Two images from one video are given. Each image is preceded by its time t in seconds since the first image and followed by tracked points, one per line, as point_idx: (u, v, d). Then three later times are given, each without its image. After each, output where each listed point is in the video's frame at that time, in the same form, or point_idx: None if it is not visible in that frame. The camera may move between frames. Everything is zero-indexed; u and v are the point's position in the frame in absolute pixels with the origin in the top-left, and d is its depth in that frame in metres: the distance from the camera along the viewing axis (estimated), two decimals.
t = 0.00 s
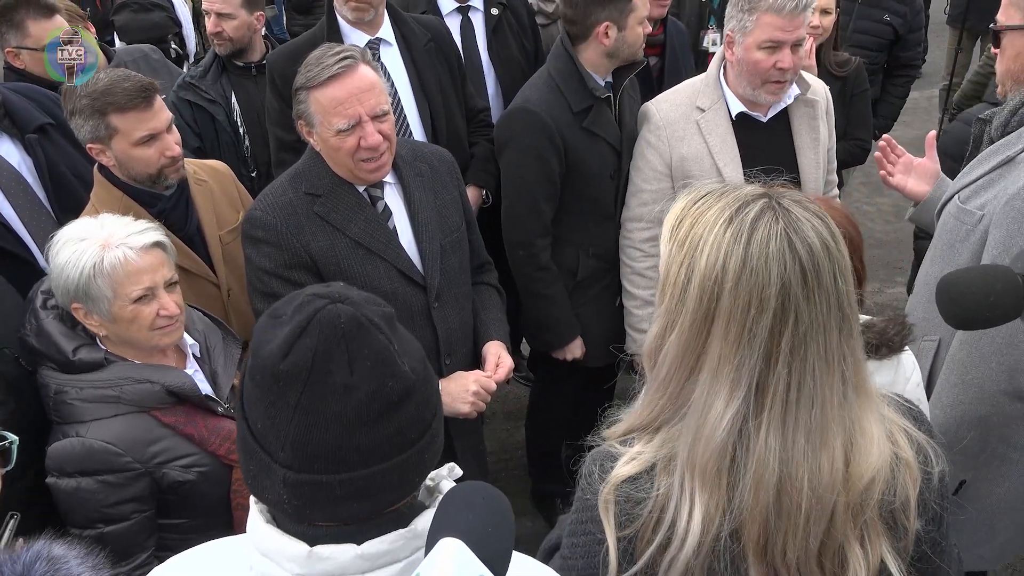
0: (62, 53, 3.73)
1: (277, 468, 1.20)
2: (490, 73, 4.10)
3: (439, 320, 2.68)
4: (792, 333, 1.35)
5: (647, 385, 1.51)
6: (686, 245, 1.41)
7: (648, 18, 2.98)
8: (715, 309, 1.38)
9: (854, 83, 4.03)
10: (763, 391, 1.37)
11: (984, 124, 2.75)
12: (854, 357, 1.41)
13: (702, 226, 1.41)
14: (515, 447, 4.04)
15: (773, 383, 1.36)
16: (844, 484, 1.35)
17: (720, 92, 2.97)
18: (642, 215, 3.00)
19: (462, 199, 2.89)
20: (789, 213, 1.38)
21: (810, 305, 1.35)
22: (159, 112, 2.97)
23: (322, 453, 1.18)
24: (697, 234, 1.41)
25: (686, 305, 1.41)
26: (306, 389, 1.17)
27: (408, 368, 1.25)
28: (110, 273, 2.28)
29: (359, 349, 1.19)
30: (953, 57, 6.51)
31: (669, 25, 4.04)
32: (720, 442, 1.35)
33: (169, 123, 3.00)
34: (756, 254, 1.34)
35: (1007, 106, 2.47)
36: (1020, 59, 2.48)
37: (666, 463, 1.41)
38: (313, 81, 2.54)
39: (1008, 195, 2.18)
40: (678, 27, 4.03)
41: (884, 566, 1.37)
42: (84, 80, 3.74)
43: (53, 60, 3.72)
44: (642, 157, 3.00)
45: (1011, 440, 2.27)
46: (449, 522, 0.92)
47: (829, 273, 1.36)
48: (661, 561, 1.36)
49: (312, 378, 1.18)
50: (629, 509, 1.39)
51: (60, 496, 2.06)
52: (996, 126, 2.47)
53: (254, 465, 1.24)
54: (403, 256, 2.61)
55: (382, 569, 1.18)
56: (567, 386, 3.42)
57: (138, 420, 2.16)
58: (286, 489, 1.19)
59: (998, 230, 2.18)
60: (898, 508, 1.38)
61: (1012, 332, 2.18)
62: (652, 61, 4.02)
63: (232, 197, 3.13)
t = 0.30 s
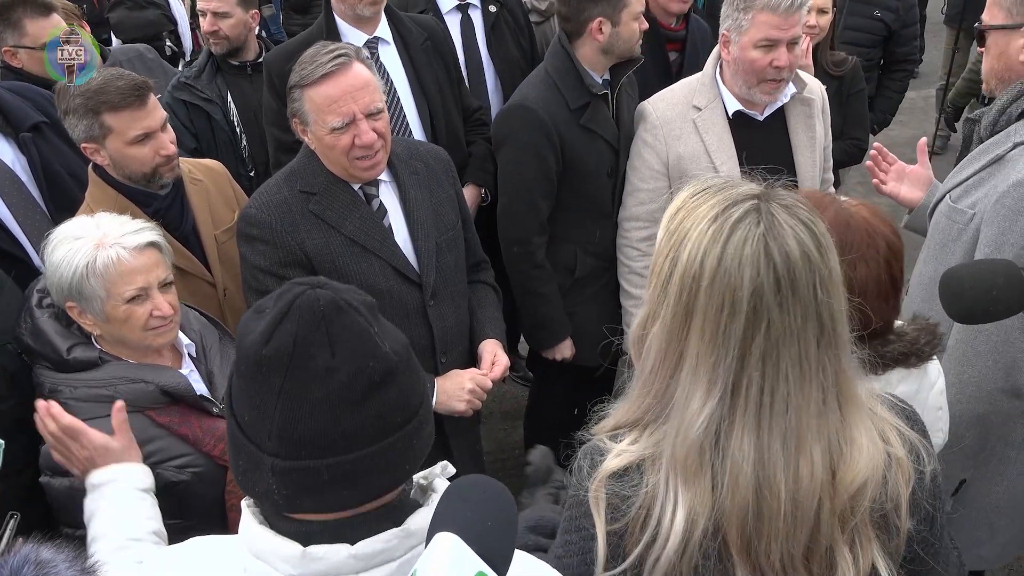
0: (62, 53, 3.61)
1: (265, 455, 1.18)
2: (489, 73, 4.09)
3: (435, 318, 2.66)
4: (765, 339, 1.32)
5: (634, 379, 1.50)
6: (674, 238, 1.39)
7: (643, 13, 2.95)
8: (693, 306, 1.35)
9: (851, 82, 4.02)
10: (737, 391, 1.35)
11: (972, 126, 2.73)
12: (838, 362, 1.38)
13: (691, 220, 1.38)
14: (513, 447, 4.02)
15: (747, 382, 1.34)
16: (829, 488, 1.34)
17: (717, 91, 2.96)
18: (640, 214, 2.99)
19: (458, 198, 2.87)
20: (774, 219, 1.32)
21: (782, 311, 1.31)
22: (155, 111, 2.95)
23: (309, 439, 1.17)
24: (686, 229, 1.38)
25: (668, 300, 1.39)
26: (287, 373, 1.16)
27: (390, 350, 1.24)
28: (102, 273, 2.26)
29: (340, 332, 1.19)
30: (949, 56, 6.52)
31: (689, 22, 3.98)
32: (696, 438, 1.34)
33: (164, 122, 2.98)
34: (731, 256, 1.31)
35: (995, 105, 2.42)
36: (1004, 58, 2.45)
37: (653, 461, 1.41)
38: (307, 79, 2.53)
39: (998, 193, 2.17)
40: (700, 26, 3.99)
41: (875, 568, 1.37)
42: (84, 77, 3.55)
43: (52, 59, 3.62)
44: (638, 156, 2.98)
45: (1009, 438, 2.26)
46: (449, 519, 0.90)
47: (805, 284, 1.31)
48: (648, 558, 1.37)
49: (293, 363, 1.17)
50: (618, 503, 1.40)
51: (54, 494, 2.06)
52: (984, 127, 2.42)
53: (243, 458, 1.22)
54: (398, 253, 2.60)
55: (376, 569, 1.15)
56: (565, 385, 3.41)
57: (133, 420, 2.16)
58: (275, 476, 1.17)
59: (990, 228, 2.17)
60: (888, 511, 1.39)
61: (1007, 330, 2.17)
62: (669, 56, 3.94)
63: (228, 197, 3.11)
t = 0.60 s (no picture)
0: (62, 53, 3.58)
1: (265, 445, 1.19)
2: (493, 73, 4.09)
3: (434, 317, 2.67)
4: (752, 328, 1.33)
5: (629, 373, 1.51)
6: (669, 233, 1.40)
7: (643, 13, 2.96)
8: (685, 296, 1.36)
9: (851, 84, 4.02)
10: (725, 379, 1.36)
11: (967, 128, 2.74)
12: (827, 360, 1.38)
13: (685, 216, 1.40)
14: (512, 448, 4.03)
15: (733, 372, 1.35)
16: (818, 485, 1.34)
17: (716, 92, 2.97)
18: (640, 215, 2.99)
19: (458, 198, 2.88)
20: (767, 212, 1.34)
21: (773, 304, 1.32)
22: (155, 111, 2.96)
23: (308, 427, 1.17)
24: (681, 223, 1.39)
25: (663, 292, 1.39)
26: (288, 361, 1.18)
27: (389, 340, 1.24)
28: (97, 271, 2.26)
29: (339, 320, 1.20)
30: (949, 59, 6.52)
31: (695, 24, 3.99)
32: (683, 429, 1.36)
33: (164, 121, 2.98)
34: (722, 250, 1.33)
35: (991, 107, 2.42)
36: (998, 61, 2.46)
37: (647, 456, 1.42)
38: (307, 79, 2.53)
39: (994, 196, 2.18)
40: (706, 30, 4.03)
41: (870, 569, 1.37)
42: (84, 77, 3.50)
43: (53, 59, 3.58)
44: (638, 157, 2.99)
45: (1008, 439, 2.27)
46: (452, 521, 0.90)
47: (795, 278, 1.32)
48: (642, 548, 1.37)
49: (294, 351, 1.18)
50: (612, 501, 1.40)
51: (49, 490, 2.06)
52: (980, 129, 2.42)
53: (244, 445, 1.23)
54: (399, 252, 2.60)
55: (373, 565, 1.14)
56: (564, 385, 3.41)
57: (131, 420, 2.16)
58: (275, 463, 1.18)
59: (985, 231, 2.17)
60: (884, 507, 1.39)
61: (1003, 331, 2.18)
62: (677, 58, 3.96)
63: (228, 197, 3.11)
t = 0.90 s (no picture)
0: (62, 53, 3.59)
1: (264, 449, 1.20)
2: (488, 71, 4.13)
3: (435, 317, 2.68)
4: (793, 335, 1.37)
5: (646, 370, 1.52)
6: (697, 235, 1.42)
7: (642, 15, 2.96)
8: (721, 297, 1.38)
9: (852, 85, 4.03)
10: (759, 385, 1.39)
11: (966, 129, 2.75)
12: (851, 362, 1.42)
13: (717, 218, 1.42)
14: (513, 447, 4.04)
15: (770, 379, 1.38)
16: (830, 487, 1.35)
17: (716, 93, 2.97)
18: (641, 216, 2.99)
19: (460, 198, 2.89)
20: (804, 216, 1.38)
21: (813, 310, 1.36)
22: (157, 109, 2.97)
23: (306, 433, 1.18)
24: (711, 226, 1.41)
25: (690, 292, 1.41)
26: (288, 368, 1.18)
27: (389, 347, 1.25)
28: (100, 267, 2.27)
29: (339, 325, 1.20)
30: (950, 60, 6.53)
31: (688, 24, 3.98)
32: (711, 431, 1.37)
33: (166, 120, 3.00)
34: (768, 249, 1.35)
35: (988, 109, 2.41)
36: (995, 65, 2.47)
37: (655, 450, 1.44)
38: (308, 78, 2.54)
39: (995, 197, 2.18)
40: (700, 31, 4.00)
41: (871, 566, 1.38)
42: (84, 77, 3.50)
43: (53, 59, 3.59)
44: (639, 157, 2.99)
45: (1007, 439, 2.27)
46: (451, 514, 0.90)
47: (834, 282, 1.37)
48: (647, 541, 1.39)
49: (293, 357, 1.19)
50: (619, 493, 1.42)
51: (46, 485, 2.08)
52: (978, 130, 2.42)
53: (243, 450, 1.24)
54: (400, 252, 2.61)
55: (373, 562, 1.14)
56: (564, 384, 3.42)
57: (131, 416, 2.17)
58: (275, 471, 1.19)
59: (986, 231, 2.18)
60: (885, 503, 1.39)
61: (1003, 331, 2.18)
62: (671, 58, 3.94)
63: (230, 197, 3.13)
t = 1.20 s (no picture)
0: (62, 53, 3.59)
1: (265, 451, 1.20)
2: (484, 72, 4.14)
3: (435, 317, 2.68)
4: (798, 327, 1.38)
5: (654, 368, 1.53)
6: (695, 236, 1.44)
7: (639, 16, 2.95)
8: (724, 295, 1.39)
9: (853, 86, 4.03)
10: (766, 378, 1.40)
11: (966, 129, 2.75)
12: (854, 351, 1.43)
13: (714, 217, 1.43)
14: (512, 448, 4.04)
15: (777, 373, 1.39)
16: (839, 475, 1.37)
17: (716, 94, 2.97)
18: (641, 217, 2.99)
19: (460, 198, 2.88)
20: (800, 209, 1.40)
21: (815, 302, 1.38)
22: (156, 109, 2.96)
23: (308, 435, 1.18)
24: (708, 226, 1.43)
25: (694, 292, 1.42)
26: (289, 370, 1.18)
27: (391, 350, 1.24)
28: (102, 267, 2.27)
29: (341, 329, 1.20)
30: (949, 61, 6.53)
31: (684, 25, 3.98)
32: (721, 426, 1.38)
33: (165, 120, 2.99)
34: (767, 246, 1.36)
35: (991, 108, 2.41)
36: (1008, 60, 2.45)
37: (666, 446, 1.44)
38: (308, 78, 2.54)
39: (997, 197, 2.18)
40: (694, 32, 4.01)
41: (879, 552, 1.39)
42: (84, 77, 3.50)
43: (53, 59, 3.60)
44: (639, 158, 2.98)
45: (1007, 438, 2.27)
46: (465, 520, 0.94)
47: (834, 272, 1.38)
48: (661, 540, 1.39)
49: (295, 360, 1.19)
50: (630, 488, 1.42)
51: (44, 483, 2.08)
52: (979, 129, 2.43)
53: (245, 450, 1.24)
54: (400, 252, 2.61)
55: (375, 564, 1.14)
56: (564, 384, 3.42)
57: (129, 416, 2.17)
58: (275, 472, 1.19)
59: (989, 230, 2.18)
60: (891, 492, 1.40)
61: (1008, 330, 2.17)
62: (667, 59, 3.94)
63: (229, 197, 3.12)
